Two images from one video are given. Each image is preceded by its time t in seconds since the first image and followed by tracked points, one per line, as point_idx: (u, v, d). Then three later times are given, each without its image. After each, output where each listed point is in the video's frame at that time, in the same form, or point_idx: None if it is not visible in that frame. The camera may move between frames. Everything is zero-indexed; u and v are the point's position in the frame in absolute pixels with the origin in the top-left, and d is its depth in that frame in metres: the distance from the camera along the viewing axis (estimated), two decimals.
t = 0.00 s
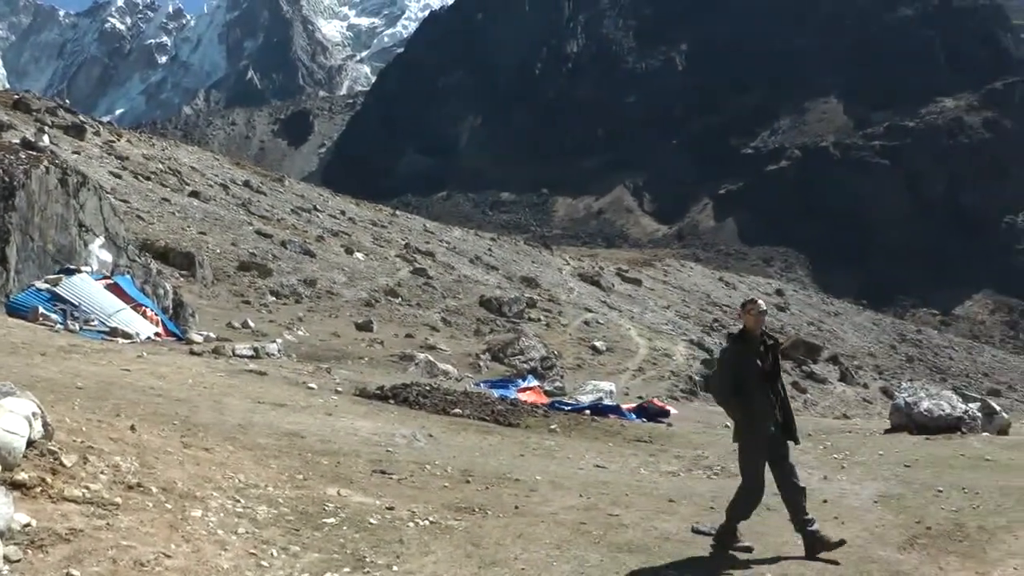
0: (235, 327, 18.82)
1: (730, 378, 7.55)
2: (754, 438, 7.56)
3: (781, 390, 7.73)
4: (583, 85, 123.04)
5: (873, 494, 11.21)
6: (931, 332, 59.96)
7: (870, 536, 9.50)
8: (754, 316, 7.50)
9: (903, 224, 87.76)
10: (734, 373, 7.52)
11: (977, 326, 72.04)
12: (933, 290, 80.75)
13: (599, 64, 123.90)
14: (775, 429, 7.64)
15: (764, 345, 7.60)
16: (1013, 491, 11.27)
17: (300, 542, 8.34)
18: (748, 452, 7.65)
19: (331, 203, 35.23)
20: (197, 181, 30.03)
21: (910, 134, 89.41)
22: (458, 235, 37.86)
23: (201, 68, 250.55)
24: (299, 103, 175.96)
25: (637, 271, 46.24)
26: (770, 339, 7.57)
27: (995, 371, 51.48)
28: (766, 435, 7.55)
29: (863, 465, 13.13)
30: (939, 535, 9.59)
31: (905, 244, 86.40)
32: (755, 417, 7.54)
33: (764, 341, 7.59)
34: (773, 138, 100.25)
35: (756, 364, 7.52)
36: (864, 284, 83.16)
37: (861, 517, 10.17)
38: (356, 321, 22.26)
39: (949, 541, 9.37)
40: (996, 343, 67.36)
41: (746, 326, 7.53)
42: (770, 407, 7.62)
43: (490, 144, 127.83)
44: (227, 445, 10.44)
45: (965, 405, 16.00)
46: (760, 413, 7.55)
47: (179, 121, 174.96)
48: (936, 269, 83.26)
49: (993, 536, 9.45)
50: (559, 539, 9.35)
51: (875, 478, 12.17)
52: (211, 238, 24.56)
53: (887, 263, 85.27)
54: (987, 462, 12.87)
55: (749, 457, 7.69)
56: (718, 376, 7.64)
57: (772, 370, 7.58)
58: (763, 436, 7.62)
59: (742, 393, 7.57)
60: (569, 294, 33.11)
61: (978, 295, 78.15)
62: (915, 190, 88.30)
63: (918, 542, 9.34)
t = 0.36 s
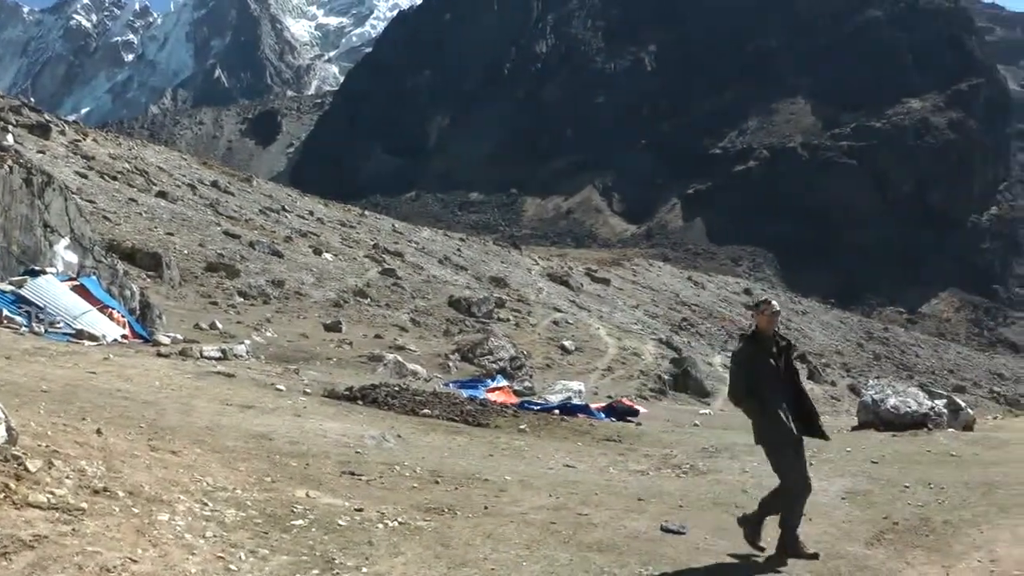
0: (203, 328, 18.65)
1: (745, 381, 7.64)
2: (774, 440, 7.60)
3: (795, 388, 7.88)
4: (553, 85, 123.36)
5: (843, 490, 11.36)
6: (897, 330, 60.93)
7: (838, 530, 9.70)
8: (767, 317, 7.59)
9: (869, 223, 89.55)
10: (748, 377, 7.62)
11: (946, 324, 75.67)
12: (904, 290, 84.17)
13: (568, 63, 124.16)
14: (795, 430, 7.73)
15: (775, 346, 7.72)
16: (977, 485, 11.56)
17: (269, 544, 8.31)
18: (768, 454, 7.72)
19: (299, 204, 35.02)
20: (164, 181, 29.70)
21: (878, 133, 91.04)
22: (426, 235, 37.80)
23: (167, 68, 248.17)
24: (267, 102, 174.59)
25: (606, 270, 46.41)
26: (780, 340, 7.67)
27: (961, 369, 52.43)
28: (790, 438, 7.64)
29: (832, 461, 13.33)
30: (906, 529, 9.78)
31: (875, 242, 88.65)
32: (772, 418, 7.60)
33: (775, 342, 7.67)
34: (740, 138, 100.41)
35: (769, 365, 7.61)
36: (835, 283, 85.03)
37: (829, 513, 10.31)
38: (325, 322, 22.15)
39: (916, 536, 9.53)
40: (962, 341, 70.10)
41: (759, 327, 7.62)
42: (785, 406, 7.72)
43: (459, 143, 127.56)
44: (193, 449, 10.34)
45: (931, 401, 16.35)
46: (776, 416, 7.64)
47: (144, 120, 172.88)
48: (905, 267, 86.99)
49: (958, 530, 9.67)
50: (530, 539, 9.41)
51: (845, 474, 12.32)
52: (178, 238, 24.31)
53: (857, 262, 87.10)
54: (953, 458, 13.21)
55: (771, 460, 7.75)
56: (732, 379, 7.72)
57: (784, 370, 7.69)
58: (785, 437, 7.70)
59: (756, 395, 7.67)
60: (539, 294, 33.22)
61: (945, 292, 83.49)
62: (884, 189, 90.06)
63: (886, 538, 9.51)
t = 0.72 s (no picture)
0: (164, 328, 18.45)
1: (750, 379, 7.99)
2: (774, 437, 7.95)
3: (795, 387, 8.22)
4: (516, 84, 123.50)
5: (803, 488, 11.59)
6: (857, 329, 62.00)
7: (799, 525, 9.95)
8: (776, 319, 7.87)
9: (829, 223, 90.39)
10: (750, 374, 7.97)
11: (905, 323, 77.03)
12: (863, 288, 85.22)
13: (532, 62, 124.34)
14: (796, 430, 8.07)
15: (782, 347, 8.02)
16: (934, 481, 11.83)
17: (231, 546, 8.28)
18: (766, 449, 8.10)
19: (261, 202, 34.72)
20: (124, 179, 29.24)
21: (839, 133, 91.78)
22: (388, 234, 37.64)
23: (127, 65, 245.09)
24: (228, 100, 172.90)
25: (568, 270, 46.57)
26: (787, 342, 7.98)
27: (920, 367, 53.43)
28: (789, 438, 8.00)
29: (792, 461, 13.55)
30: (866, 526, 9.99)
31: (836, 241, 89.56)
32: (773, 416, 7.95)
33: (780, 343, 7.98)
34: (702, 137, 101.06)
35: (774, 364, 7.93)
36: (793, 281, 86.27)
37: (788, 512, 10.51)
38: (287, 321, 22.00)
39: (877, 533, 9.74)
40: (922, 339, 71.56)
41: (766, 328, 7.91)
42: (785, 406, 8.05)
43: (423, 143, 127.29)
44: (154, 450, 10.25)
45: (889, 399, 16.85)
46: (778, 415, 7.98)
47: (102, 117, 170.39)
48: (865, 266, 87.78)
49: (918, 526, 9.88)
50: (492, 539, 9.45)
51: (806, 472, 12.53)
52: (138, 237, 23.97)
53: (816, 262, 88.17)
54: (911, 454, 13.63)
55: (771, 455, 8.11)
56: (739, 375, 8.06)
57: (789, 372, 8.01)
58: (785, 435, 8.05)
59: (760, 390, 8.02)
60: (500, 294, 33.22)
61: (905, 291, 84.72)
62: (844, 189, 90.83)
63: (846, 534, 9.69)
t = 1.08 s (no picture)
0: (130, 330, 18.24)
1: (774, 380, 7.87)
2: (798, 441, 7.88)
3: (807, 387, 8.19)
4: (484, 84, 123.41)
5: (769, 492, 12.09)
6: (823, 330, 62.76)
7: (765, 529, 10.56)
8: (792, 320, 7.82)
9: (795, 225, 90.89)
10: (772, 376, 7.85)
11: (870, 325, 78.03)
12: (829, 289, 85.52)
13: (500, 63, 124.34)
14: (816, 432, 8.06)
15: (797, 349, 7.99)
16: (897, 482, 12.06)
17: (197, 548, 8.23)
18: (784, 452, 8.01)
19: (227, 202, 34.49)
20: (89, 178, 28.84)
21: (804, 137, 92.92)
22: (355, 235, 37.50)
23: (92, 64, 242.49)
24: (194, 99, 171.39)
25: (534, 271, 46.72)
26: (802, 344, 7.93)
27: (885, 368, 54.18)
28: (812, 439, 7.98)
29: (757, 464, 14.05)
30: (831, 526, 10.13)
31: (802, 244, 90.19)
32: (797, 419, 7.90)
33: (797, 344, 7.91)
34: (668, 139, 101.71)
35: (794, 365, 7.89)
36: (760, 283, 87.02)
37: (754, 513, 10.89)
38: (252, 322, 21.89)
39: (843, 532, 9.88)
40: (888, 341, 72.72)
41: (784, 329, 7.82)
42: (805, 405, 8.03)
43: (391, 143, 126.90)
44: (120, 452, 10.15)
45: (857, 401, 17.26)
46: (801, 416, 7.95)
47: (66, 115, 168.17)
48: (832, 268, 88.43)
49: (883, 526, 10.08)
50: (458, 540, 9.47)
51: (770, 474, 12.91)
52: (104, 237, 23.68)
53: (782, 264, 88.66)
54: (874, 455, 13.90)
55: (788, 457, 8.05)
56: (758, 379, 7.93)
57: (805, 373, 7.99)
58: (804, 438, 8.02)
59: (781, 392, 7.94)
60: (467, 295, 33.25)
61: (871, 292, 85.03)
62: (808, 191, 91.68)
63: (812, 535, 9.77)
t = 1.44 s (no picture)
0: (96, 332, 18.02)
1: (782, 380, 7.49)
2: (801, 444, 7.51)
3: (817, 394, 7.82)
4: (454, 85, 123.22)
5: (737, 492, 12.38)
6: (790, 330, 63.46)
7: (736, 527, 10.81)
8: (804, 319, 7.52)
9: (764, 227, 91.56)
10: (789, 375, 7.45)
11: (838, 326, 78.65)
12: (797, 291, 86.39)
13: (470, 63, 124.16)
14: (821, 437, 7.76)
15: (808, 352, 7.64)
16: (865, 481, 12.27)
17: (163, 553, 8.17)
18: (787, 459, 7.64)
19: (196, 203, 34.18)
20: (56, 178, 28.42)
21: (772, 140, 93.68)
22: (324, 236, 37.31)
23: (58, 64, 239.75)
24: (162, 98, 169.97)
25: (503, 272, 46.81)
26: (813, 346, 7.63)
27: (852, 367, 54.91)
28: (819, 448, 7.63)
29: (727, 464, 14.35)
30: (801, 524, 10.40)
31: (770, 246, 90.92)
32: (801, 423, 7.52)
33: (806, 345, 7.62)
34: (637, 141, 102.28)
35: (804, 368, 7.53)
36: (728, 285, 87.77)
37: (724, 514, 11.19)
38: (220, 324, 21.69)
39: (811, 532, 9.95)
40: (856, 341, 73.49)
41: (796, 328, 7.50)
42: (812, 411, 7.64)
43: (361, 143, 126.43)
44: (87, 456, 10.05)
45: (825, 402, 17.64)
46: (805, 421, 7.57)
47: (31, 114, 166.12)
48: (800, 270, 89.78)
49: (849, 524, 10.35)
50: (427, 542, 9.50)
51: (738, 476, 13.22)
52: (71, 238, 23.37)
53: (750, 266, 89.54)
54: (842, 454, 14.08)
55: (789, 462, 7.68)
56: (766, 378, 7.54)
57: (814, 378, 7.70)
58: (809, 443, 7.63)
59: (790, 396, 7.54)
60: (436, 296, 33.21)
61: (838, 294, 86.05)
62: (776, 193, 92.46)
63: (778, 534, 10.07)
